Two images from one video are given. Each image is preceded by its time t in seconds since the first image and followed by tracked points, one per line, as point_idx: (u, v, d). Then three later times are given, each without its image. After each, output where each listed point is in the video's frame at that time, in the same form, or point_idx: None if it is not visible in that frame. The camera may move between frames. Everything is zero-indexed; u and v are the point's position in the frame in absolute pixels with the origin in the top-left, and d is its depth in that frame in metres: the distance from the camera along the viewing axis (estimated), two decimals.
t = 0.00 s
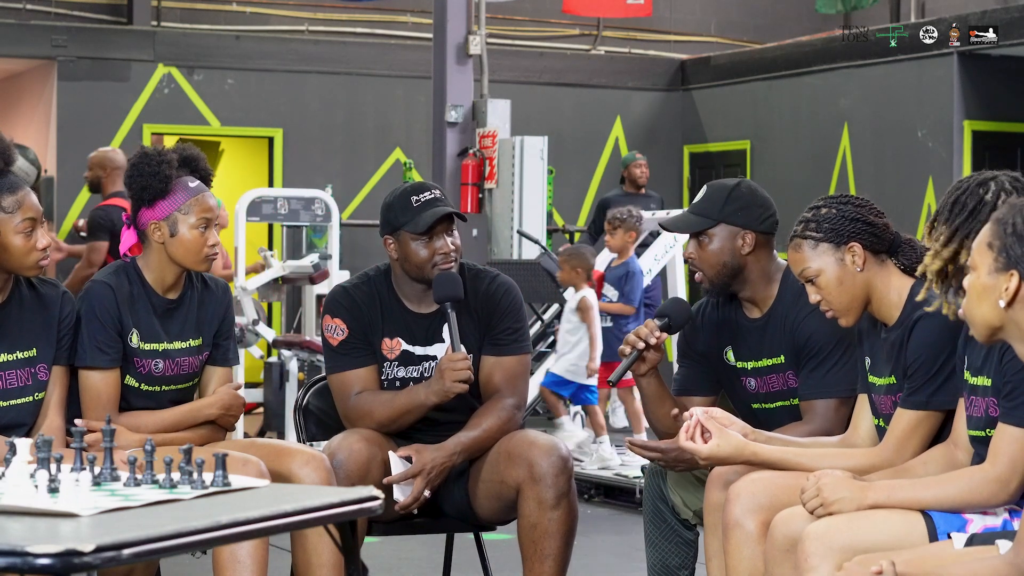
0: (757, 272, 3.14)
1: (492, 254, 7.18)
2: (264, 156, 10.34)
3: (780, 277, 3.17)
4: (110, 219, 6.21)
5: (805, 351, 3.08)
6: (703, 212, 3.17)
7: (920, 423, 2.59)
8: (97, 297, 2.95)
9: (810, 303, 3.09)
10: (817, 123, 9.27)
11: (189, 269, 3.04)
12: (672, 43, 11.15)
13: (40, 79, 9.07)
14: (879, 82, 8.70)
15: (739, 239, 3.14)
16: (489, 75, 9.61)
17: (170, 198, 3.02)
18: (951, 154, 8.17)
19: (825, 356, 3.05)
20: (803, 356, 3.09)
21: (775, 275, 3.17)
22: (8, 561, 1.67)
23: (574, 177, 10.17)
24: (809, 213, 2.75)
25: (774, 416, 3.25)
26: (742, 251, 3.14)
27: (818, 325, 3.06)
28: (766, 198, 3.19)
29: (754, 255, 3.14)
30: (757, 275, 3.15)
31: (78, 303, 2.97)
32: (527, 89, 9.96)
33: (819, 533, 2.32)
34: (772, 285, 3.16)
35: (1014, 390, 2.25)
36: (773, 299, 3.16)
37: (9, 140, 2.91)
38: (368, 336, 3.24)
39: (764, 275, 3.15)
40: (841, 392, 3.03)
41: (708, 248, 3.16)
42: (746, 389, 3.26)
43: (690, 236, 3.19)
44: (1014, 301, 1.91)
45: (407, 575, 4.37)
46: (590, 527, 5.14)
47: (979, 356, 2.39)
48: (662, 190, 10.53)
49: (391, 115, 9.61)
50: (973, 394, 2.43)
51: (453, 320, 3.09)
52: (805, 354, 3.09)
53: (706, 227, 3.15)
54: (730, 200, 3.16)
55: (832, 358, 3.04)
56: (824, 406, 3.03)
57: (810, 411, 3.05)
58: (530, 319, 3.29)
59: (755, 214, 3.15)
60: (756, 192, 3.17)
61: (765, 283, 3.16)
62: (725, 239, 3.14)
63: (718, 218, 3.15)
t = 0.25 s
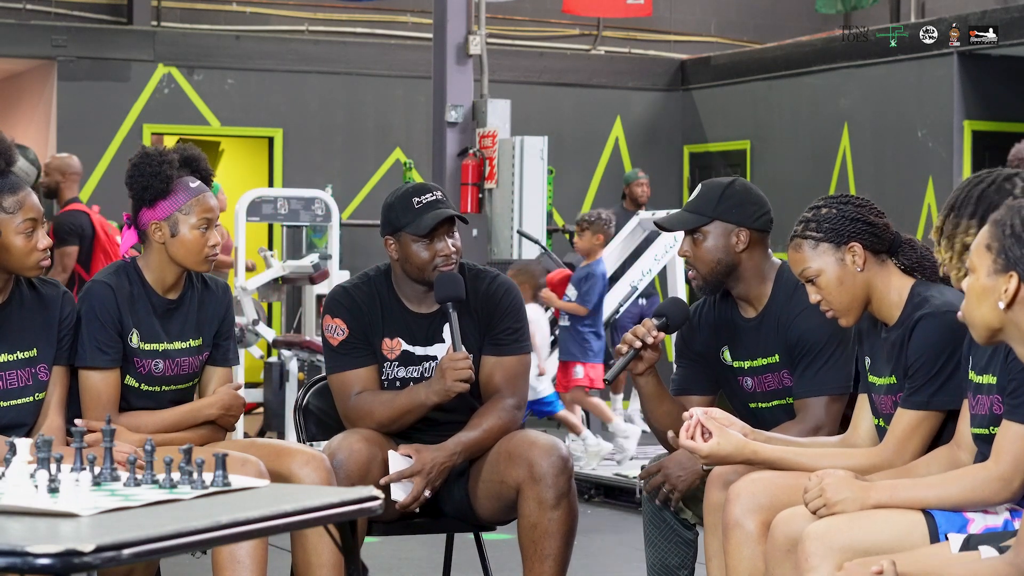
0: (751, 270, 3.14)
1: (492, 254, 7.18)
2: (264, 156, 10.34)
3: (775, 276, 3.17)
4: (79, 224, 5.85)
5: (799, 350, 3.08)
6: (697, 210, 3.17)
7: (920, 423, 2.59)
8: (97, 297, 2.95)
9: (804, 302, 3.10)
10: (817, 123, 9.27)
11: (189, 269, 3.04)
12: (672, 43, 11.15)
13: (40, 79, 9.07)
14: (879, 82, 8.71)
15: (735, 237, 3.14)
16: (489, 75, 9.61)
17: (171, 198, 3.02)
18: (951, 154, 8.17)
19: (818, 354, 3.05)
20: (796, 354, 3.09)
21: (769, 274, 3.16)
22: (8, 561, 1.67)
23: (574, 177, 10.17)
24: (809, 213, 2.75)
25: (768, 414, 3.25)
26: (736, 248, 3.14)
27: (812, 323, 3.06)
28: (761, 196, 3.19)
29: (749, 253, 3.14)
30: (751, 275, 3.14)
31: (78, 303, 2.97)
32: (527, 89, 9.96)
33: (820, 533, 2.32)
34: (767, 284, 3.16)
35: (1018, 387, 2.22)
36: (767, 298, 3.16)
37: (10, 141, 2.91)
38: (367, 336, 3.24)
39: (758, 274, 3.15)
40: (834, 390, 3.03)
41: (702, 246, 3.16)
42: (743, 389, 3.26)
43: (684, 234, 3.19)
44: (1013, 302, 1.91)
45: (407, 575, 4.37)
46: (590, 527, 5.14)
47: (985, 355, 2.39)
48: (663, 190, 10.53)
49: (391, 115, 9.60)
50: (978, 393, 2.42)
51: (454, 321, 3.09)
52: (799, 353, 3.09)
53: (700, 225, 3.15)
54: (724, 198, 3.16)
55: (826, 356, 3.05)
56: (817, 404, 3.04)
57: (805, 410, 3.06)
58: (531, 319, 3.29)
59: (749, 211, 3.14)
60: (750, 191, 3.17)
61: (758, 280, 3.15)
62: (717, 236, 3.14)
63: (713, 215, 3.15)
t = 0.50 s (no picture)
0: (747, 271, 3.14)
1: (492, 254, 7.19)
2: (264, 156, 10.34)
3: (772, 276, 3.17)
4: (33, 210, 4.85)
5: (793, 349, 3.08)
6: (695, 210, 3.17)
7: (921, 423, 2.59)
8: (97, 297, 2.95)
9: (802, 302, 3.09)
10: (818, 123, 9.27)
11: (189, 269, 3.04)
12: (672, 43, 11.15)
13: (40, 79, 9.07)
14: (879, 82, 8.70)
15: (735, 237, 3.14)
16: (489, 75, 9.61)
17: (170, 198, 3.02)
18: (951, 154, 8.17)
19: (813, 353, 3.05)
20: (791, 355, 3.09)
21: (767, 273, 3.16)
22: (8, 561, 1.67)
23: (574, 177, 10.16)
24: (810, 212, 2.75)
25: (767, 414, 3.25)
26: (737, 248, 3.14)
27: (810, 323, 3.06)
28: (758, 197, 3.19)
29: (748, 252, 3.14)
30: (747, 276, 3.15)
31: (78, 303, 2.97)
32: (527, 89, 9.96)
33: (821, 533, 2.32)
34: (764, 284, 3.16)
35: None
36: (765, 298, 3.16)
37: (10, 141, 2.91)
38: (367, 335, 3.24)
39: (754, 276, 3.15)
40: (826, 390, 3.03)
41: (702, 248, 3.16)
42: (740, 388, 3.26)
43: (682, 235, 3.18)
44: (1014, 302, 1.91)
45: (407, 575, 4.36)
46: (590, 527, 5.14)
47: (992, 353, 2.39)
48: (663, 190, 10.52)
49: (391, 115, 9.60)
50: (984, 390, 2.42)
51: (454, 321, 3.09)
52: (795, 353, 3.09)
53: (700, 226, 3.15)
54: (724, 198, 3.16)
55: (821, 355, 3.05)
56: (809, 404, 3.03)
57: (796, 410, 3.05)
58: (531, 319, 3.29)
59: (747, 211, 3.15)
60: (746, 191, 3.18)
61: (756, 280, 3.15)
62: (717, 237, 3.14)
63: (712, 216, 3.14)
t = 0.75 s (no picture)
0: (753, 268, 3.14)
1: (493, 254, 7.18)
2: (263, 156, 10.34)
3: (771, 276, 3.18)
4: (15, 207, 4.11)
5: (789, 348, 3.08)
6: (700, 209, 3.14)
7: (921, 423, 2.59)
8: (96, 297, 2.95)
9: (801, 301, 3.09)
10: (817, 123, 9.26)
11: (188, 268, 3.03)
12: (672, 43, 11.15)
13: (40, 79, 9.07)
14: (879, 82, 8.70)
15: (743, 233, 3.14)
16: (489, 75, 9.60)
17: (170, 198, 3.02)
18: (951, 154, 8.17)
19: (810, 352, 3.04)
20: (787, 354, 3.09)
21: (766, 273, 3.17)
22: (8, 561, 1.67)
23: (574, 177, 10.16)
24: (810, 212, 2.75)
25: (766, 414, 3.25)
26: (745, 245, 3.14)
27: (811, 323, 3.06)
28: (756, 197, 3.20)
29: (755, 250, 3.15)
30: (752, 272, 3.15)
31: (78, 302, 2.97)
32: (527, 89, 9.96)
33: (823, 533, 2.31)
34: (764, 284, 3.16)
35: None
36: (764, 298, 3.15)
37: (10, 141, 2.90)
38: (367, 335, 3.24)
39: (758, 272, 3.15)
40: (822, 390, 3.03)
41: (710, 248, 3.13)
42: (740, 389, 3.26)
43: (690, 233, 3.15)
44: (1014, 301, 1.91)
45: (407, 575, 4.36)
46: (590, 527, 5.14)
47: (997, 350, 2.39)
48: (663, 190, 10.52)
49: (391, 115, 9.60)
50: (988, 388, 2.41)
51: (454, 322, 3.09)
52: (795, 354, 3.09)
53: (711, 224, 3.12)
54: (732, 197, 3.14)
55: (818, 353, 3.04)
56: (804, 405, 3.03)
57: (792, 410, 3.05)
58: (531, 319, 3.29)
59: (754, 209, 3.16)
60: (747, 191, 3.18)
61: (756, 280, 3.15)
62: (727, 235, 3.12)
63: (723, 213, 3.13)
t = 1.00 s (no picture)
0: (755, 268, 3.15)
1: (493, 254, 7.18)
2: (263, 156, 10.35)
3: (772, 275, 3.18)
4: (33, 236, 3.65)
5: (790, 347, 3.08)
6: (703, 208, 3.14)
7: (921, 423, 2.59)
8: (96, 297, 2.95)
9: (801, 300, 3.09)
10: (817, 123, 9.27)
11: (187, 268, 3.03)
12: (672, 43, 11.15)
13: (40, 79, 9.07)
14: (879, 82, 8.71)
15: (746, 231, 3.15)
16: (489, 75, 9.60)
17: (169, 197, 3.02)
18: (952, 154, 8.18)
19: (812, 351, 3.04)
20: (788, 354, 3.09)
21: (767, 272, 3.17)
22: (8, 561, 1.67)
23: (574, 177, 10.15)
24: (809, 212, 2.75)
25: (766, 415, 3.25)
26: (748, 244, 3.15)
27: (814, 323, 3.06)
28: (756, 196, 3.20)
29: (757, 249, 3.16)
30: (753, 272, 3.15)
31: (78, 302, 2.97)
32: (527, 89, 9.96)
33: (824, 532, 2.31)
34: (765, 283, 3.17)
35: None
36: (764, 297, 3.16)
37: (10, 140, 2.90)
38: (368, 336, 3.24)
39: (759, 272, 3.16)
40: (828, 390, 3.03)
41: (711, 248, 3.14)
42: (741, 389, 3.26)
43: (693, 230, 3.15)
44: (1014, 301, 1.91)
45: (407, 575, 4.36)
46: (590, 527, 5.14)
47: (997, 349, 2.38)
48: (663, 190, 10.52)
49: (391, 115, 9.60)
50: (990, 387, 2.41)
51: (454, 322, 3.09)
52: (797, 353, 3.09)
53: (716, 223, 3.12)
54: (735, 196, 3.15)
55: (819, 353, 3.04)
56: (808, 404, 3.03)
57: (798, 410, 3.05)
58: (531, 319, 3.29)
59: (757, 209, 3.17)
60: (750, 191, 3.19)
61: (757, 279, 3.16)
62: (730, 233, 3.13)
63: (727, 212, 3.13)
